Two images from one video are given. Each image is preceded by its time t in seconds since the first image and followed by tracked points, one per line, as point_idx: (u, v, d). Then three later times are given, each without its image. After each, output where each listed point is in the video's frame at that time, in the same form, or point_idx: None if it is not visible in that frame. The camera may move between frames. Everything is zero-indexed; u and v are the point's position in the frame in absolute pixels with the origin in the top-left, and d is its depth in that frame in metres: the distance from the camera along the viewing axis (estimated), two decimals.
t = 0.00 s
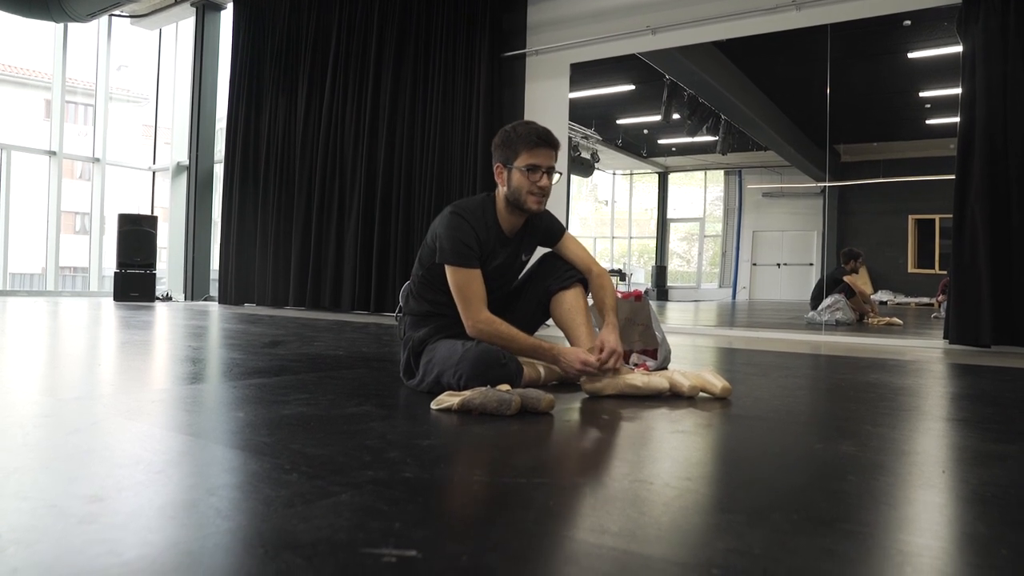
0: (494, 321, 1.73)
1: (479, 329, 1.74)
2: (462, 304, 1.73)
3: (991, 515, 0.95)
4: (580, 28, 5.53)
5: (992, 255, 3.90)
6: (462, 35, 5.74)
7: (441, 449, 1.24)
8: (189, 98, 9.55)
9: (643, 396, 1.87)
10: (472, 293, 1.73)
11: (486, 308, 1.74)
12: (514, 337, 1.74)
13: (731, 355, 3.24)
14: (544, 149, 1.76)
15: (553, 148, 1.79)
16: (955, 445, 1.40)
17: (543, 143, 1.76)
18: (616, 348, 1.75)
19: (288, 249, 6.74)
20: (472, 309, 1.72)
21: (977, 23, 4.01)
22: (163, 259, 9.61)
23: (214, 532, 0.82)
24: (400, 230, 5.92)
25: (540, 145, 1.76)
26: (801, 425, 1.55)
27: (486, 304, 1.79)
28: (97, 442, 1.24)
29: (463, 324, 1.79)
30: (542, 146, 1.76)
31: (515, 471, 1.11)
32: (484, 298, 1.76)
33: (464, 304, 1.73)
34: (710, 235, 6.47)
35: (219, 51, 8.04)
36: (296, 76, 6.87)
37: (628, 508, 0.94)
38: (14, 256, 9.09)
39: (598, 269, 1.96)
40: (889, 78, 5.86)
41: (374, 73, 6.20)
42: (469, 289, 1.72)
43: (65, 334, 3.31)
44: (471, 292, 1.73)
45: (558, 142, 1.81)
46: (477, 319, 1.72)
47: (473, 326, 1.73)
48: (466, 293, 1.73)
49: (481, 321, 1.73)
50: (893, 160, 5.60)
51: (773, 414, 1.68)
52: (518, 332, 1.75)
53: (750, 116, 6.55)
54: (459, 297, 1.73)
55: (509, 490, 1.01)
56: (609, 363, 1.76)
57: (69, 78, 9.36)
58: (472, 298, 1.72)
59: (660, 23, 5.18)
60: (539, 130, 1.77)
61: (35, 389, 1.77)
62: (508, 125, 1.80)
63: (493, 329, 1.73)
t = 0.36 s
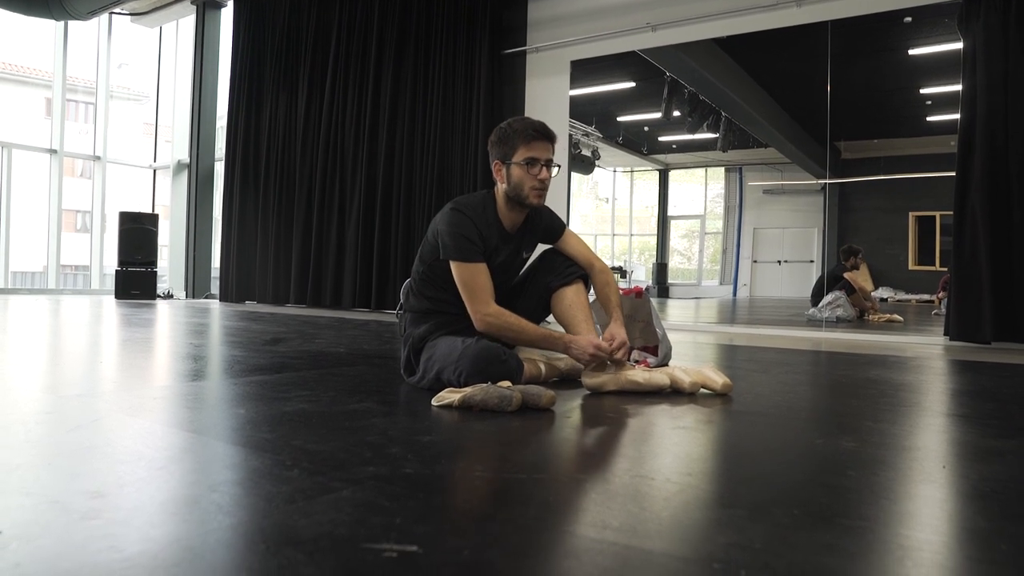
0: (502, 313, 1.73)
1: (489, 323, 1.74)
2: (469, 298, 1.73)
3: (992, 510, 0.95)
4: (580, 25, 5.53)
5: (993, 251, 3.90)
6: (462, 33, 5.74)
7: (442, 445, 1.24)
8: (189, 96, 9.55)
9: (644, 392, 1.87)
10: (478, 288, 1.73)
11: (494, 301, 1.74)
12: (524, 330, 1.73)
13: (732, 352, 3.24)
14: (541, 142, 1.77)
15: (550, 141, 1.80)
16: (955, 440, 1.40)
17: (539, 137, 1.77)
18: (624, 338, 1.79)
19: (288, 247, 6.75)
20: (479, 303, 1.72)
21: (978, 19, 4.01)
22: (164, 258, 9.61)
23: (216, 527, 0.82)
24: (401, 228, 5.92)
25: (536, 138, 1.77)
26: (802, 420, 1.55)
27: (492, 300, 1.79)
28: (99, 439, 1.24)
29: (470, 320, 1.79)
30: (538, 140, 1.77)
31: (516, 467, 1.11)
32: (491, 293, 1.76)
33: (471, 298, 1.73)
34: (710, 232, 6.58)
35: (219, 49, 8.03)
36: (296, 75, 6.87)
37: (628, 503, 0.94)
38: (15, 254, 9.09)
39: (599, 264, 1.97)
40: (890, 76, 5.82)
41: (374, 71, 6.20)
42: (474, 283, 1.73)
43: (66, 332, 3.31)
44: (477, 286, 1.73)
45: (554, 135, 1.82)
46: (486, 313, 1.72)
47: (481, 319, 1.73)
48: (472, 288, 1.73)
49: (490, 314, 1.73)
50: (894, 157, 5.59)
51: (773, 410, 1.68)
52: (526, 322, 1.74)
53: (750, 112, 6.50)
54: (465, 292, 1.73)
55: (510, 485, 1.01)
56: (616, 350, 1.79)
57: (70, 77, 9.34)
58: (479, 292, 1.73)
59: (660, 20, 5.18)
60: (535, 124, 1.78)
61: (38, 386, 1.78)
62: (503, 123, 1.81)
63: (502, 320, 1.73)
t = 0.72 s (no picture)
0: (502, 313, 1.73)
1: (489, 323, 1.74)
2: (470, 297, 1.74)
3: (995, 507, 0.95)
4: (581, 24, 5.53)
5: (994, 249, 3.90)
6: (463, 33, 5.74)
7: (444, 443, 1.24)
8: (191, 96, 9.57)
9: (644, 391, 1.87)
10: (480, 287, 1.73)
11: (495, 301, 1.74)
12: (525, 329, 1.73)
13: (734, 350, 3.24)
14: (542, 140, 1.78)
15: (550, 139, 1.81)
16: (957, 438, 1.40)
17: (539, 134, 1.78)
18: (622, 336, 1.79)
19: (290, 247, 6.75)
20: (480, 303, 1.72)
21: (980, 17, 4.00)
22: (166, 257, 9.63)
23: (219, 525, 0.82)
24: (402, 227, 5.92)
25: (537, 136, 1.78)
26: (804, 419, 1.55)
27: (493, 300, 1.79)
28: (101, 437, 1.25)
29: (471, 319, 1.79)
30: (539, 138, 1.78)
31: (518, 466, 1.11)
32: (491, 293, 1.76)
33: (472, 298, 1.73)
34: (711, 231, 6.47)
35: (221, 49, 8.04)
36: (297, 74, 6.87)
37: (631, 502, 0.94)
38: (18, 254, 9.11)
39: (601, 263, 1.96)
40: (890, 74, 5.75)
41: (375, 72, 6.20)
42: (476, 283, 1.73)
43: (70, 331, 3.33)
44: (478, 286, 1.73)
45: (554, 133, 1.83)
46: (487, 312, 1.72)
47: (481, 319, 1.73)
48: (474, 288, 1.73)
49: (489, 314, 1.73)
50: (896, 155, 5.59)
51: (775, 408, 1.68)
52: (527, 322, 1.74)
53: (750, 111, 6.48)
54: (466, 291, 1.74)
55: (512, 484, 1.01)
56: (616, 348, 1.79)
57: (72, 77, 9.36)
58: (480, 292, 1.73)
59: (660, 18, 5.18)
60: (535, 123, 1.79)
61: (40, 386, 1.78)
62: (502, 123, 1.82)
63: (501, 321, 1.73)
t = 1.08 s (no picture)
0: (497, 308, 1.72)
1: (484, 319, 1.74)
2: (466, 295, 1.74)
3: (996, 504, 0.95)
4: (582, 23, 5.52)
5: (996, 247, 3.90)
6: (464, 32, 5.75)
7: (447, 442, 1.24)
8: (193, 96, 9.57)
9: (648, 389, 1.88)
10: (475, 285, 1.73)
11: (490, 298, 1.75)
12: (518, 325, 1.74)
13: (736, 349, 3.24)
14: (538, 134, 1.79)
15: (546, 133, 1.82)
16: (959, 435, 1.40)
17: (535, 128, 1.79)
18: (623, 339, 1.78)
19: (292, 246, 6.76)
20: (475, 300, 1.73)
21: (982, 15, 3.99)
22: (168, 257, 9.64)
23: (222, 523, 0.82)
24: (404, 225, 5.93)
25: (533, 130, 1.79)
26: (806, 416, 1.56)
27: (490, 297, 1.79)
28: (105, 436, 1.25)
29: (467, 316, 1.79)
30: (534, 132, 1.78)
31: (521, 463, 1.11)
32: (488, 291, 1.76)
33: (467, 295, 1.73)
34: (713, 229, 6.41)
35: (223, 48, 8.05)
36: (299, 75, 6.88)
37: (634, 499, 0.94)
38: (21, 254, 9.13)
39: (601, 260, 1.96)
40: (892, 71, 5.69)
41: (376, 71, 6.21)
42: (472, 280, 1.73)
43: (72, 331, 3.33)
44: (474, 283, 1.73)
45: (550, 127, 1.84)
46: (482, 309, 1.73)
47: (477, 316, 1.73)
48: (470, 284, 1.73)
49: (483, 310, 1.73)
50: (897, 154, 5.59)
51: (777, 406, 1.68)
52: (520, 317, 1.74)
53: (753, 111, 6.43)
54: (462, 288, 1.74)
55: (515, 482, 1.01)
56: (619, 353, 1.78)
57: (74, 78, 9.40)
58: (474, 289, 1.73)
59: (662, 17, 5.17)
60: (530, 117, 1.79)
61: (43, 385, 1.78)
62: (498, 119, 1.82)
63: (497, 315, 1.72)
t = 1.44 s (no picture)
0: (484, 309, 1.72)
1: (467, 316, 1.73)
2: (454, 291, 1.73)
3: (998, 502, 0.95)
4: (583, 22, 5.52)
5: (998, 245, 3.89)
6: (465, 32, 5.75)
7: (448, 441, 1.24)
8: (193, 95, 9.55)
9: (649, 387, 1.88)
10: (468, 283, 1.73)
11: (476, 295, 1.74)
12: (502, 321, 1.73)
13: (737, 347, 3.24)
14: (536, 131, 1.79)
15: (545, 130, 1.82)
16: (960, 433, 1.40)
17: (534, 125, 1.79)
18: (627, 337, 1.81)
19: (293, 245, 6.76)
20: (462, 297, 1.72)
21: (983, 14, 3.99)
22: (169, 257, 9.64)
23: (225, 523, 0.83)
24: (405, 224, 5.93)
25: (531, 127, 1.79)
26: (808, 415, 1.55)
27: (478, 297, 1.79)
28: (107, 436, 1.25)
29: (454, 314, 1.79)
30: (533, 128, 1.79)
31: (522, 463, 1.11)
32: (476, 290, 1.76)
33: (456, 293, 1.73)
34: (715, 228, 6.59)
35: (223, 48, 8.06)
36: (299, 75, 6.88)
37: (636, 498, 0.94)
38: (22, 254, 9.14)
39: (601, 258, 1.96)
40: (894, 69, 5.73)
41: (377, 71, 6.21)
42: (463, 279, 1.73)
43: (73, 331, 3.33)
44: (464, 282, 1.73)
45: (548, 124, 1.84)
46: (467, 307, 1.72)
47: (462, 312, 1.73)
48: (460, 283, 1.73)
49: (469, 308, 1.72)
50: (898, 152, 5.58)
51: (779, 404, 1.68)
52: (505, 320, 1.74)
53: (754, 109, 6.31)
54: (453, 285, 1.73)
55: (516, 480, 1.01)
56: (622, 352, 1.82)
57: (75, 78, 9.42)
58: (463, 287, 1.73)
59: (663, 16, 5.16)
60: (528, 114, 1.79)
61: (45, 385, 1.79)
62: (497, 116, 1.82)
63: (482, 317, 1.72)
